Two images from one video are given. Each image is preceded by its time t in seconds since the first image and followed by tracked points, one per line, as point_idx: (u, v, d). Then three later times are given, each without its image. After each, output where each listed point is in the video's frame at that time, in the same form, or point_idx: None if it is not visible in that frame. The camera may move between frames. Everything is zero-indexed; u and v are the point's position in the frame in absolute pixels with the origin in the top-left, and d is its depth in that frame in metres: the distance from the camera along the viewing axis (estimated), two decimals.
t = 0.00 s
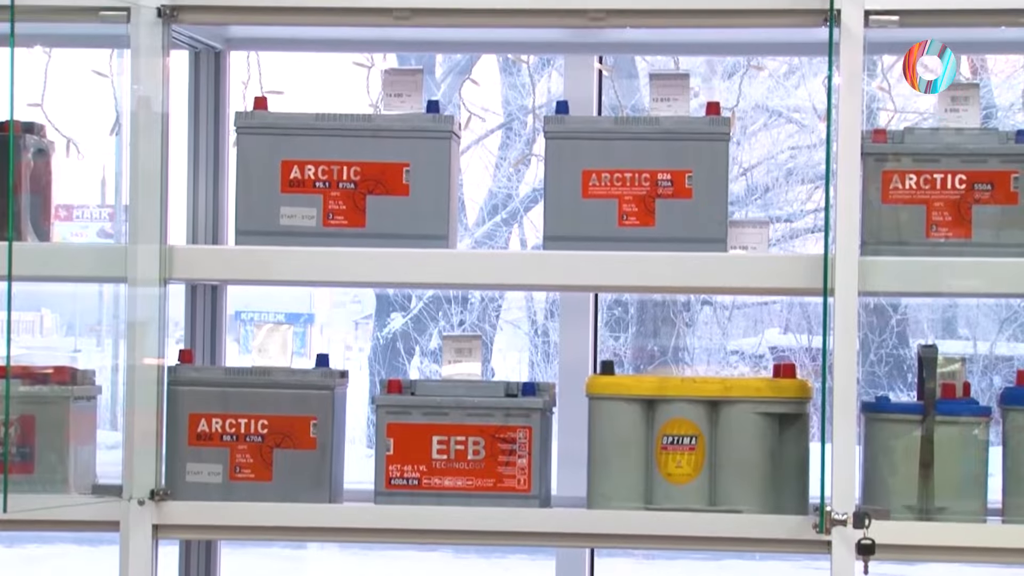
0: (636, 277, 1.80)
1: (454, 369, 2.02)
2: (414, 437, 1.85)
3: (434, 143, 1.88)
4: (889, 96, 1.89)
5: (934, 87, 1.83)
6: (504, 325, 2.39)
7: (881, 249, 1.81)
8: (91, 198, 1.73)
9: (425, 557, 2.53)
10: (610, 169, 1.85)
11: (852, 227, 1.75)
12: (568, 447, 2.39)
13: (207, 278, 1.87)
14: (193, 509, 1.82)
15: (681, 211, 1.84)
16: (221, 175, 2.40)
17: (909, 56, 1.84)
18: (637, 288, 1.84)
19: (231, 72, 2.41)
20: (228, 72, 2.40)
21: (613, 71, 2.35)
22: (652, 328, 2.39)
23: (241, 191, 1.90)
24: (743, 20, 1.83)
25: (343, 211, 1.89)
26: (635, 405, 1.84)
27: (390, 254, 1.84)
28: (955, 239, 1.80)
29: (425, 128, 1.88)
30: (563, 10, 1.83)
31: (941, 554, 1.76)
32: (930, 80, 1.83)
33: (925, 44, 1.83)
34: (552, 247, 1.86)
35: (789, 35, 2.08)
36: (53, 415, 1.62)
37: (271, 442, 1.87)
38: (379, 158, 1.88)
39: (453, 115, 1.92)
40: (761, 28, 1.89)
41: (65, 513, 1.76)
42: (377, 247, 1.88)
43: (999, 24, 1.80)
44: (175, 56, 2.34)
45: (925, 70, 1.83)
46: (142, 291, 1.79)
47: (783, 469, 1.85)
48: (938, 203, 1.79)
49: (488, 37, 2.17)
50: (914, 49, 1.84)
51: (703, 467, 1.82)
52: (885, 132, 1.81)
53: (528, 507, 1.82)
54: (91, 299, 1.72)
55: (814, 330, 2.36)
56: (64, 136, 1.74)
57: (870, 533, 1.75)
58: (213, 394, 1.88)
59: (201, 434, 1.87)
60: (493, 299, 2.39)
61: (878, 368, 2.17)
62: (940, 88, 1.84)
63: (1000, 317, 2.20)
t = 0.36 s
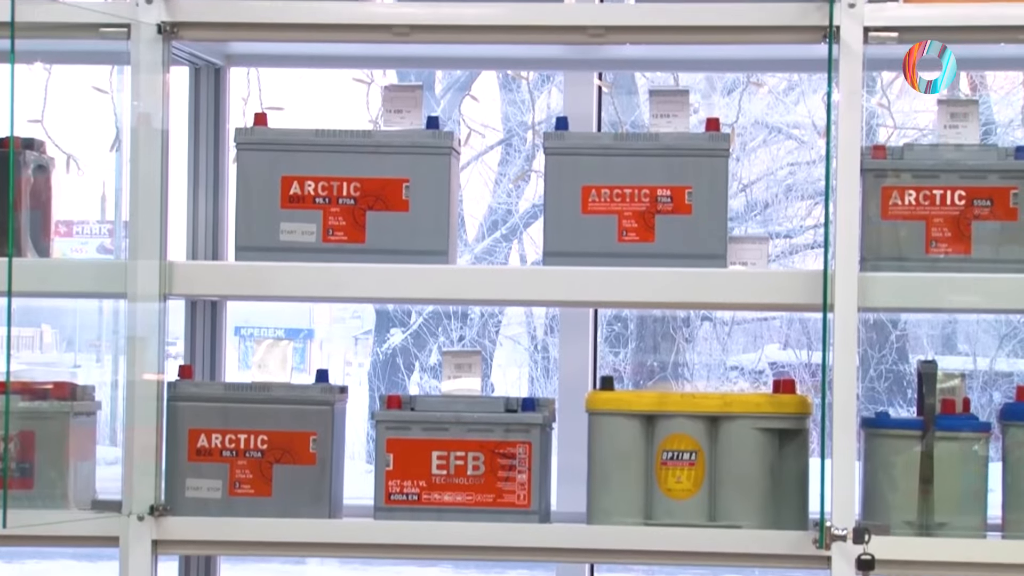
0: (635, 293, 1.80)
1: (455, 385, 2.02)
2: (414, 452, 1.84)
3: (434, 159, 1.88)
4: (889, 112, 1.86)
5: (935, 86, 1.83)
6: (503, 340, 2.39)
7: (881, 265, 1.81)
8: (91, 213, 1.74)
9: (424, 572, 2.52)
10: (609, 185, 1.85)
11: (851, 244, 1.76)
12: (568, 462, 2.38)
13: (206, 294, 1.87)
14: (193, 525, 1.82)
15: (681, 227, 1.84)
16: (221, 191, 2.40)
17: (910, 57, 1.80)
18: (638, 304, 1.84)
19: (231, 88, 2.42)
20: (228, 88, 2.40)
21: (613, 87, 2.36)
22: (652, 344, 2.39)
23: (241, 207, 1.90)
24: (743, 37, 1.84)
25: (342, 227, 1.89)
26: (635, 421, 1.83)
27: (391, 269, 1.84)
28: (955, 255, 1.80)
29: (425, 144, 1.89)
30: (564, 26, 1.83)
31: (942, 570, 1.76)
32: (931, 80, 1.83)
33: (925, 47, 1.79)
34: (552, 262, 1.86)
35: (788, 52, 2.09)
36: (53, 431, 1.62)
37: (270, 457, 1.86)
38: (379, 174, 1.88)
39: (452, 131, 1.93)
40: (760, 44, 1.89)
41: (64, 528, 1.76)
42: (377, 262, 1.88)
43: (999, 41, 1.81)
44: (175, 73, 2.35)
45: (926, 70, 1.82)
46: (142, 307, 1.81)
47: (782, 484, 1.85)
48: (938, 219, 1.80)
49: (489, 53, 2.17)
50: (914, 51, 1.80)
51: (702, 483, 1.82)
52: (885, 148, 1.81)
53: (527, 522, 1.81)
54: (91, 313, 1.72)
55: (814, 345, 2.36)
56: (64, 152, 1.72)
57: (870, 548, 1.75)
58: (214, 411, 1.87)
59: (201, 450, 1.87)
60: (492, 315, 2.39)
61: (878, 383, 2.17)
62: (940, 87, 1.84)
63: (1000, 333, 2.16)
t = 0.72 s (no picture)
0: (634, 311, 1.81)
1: (455, 404, 2.02)
2: (414, 470, 1.84)
3: (434, 177, 1.89)
4: (889, 130, 1.94)
5: (935, 85, 1.76)
6: (503, 358, 2.38)
7: (881, 283, 1.81)
8: (92, 231, 1.74)
9: None
10: (609, 203, 1.85)
11: (851, 262, 1.77)
12: (569, 480, 2.38)
13: (205, 313, 1.87)
14: (193, 543, 1.82)
15: (681, 245, 1.84)
16: (221, 209, 2.41)
17: (909, 56, 1.74)
18: (638, 322, 1.84)
19: (232, 106, 2.42)
20: (228, 106, 2.40)
21: (614, 105, 2.37)
22: (652, 362, 2.38)
23: (241, 226, 1.90)
24: (743, 55, 1.84)
25: (343, 245, 1.89)
26: (635, 439, 1.83)
27: (391, 287, 1.84)
28: (955, 273, 1.80)
29: (425, 161, 1.89)
30: (565, 44, 1.84)
31: None
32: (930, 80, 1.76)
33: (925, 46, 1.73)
34: (552, 280, 1.86)
35: (788, 70, 2.09)
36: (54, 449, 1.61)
37: (271, 475, 1.86)
38: (379, 192, 1.89)
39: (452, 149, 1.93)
40: (760, 62, 1.90)
41: (63, 547, 1.75)
42: (377, 280, 1.88)
43: (999, 59, 1.81)
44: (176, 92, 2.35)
45: (925, 69, 1.74)
46: (142, 324, 1.81)
47: (782, 502, 1.85)
48: (938, 237, 1.80)
49: (489, 71, 2.17)
50: (914, 50, 1.73)
51: (703, 501, 1.81)
52: (885, 166, 1.82)
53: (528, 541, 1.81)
54: (91, 332, 1.72)
55: (814, 363, 2.34)
56: (66, 170, 1.72)
57: (871, 566, 1.75)
58: (214, 428, 1.87)
59: (201, 468, 1.86)
60: (493, 332, 2.37)
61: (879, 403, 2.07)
62: (940, 87, 1.76)
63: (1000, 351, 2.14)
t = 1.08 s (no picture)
0: (634, 331, 1.81)
1: (455, 424, 2.02)
2: (414, 491, 1.84)
3: (434, 198, 1.89)
4: (888, 151, 1.95)
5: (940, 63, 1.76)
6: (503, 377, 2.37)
7: (881, 302, 1.81)
8: (93, 251, 1.74)
9: None
10: (609, 223, 1.86)
11: (851, 281, 1.76)
12: (569, 501, 2.37)
13: (205, 333, 1.88)
14: (193, 564, 1.81)
15: (680, 266, 1.84)
16: (221, 229, 2.41)
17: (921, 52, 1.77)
18: (638, 342, 1.85)
19: (232, 126, 2.42)
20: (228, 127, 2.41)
21: (614, 126, 2.37)
22: (653, 382, 2.38)
23: (242, 246, 1.91)
24: (742, 75, 1.85)
25: (343, 265, 1.89)
26: (635, 459, 1.83)
27: (391, 307, 1.84)
28: (955, 293, 1.80)
29: (425, 181, 1.89)
30: (565, 65, 1.85)
31: None
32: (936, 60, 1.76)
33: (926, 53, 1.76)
34: (552, 300, 1.86)
35: (787, 90, 2.10)
36: (53, 469, 1.60)
37: (270, 496, 1.86)
38: (379, 212, 1.89)
39: (452, 169, 1.93)
40: (759, 83, 1.91)
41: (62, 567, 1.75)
42: (377, 300, 1.88)
43: (999, 79, 1.82)
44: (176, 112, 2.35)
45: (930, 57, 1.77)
46: (142, 344, 1.83)
47: (783, 524, 1.84)
48: (938, 258, 1.80)
49: (490, 91, 2.18)
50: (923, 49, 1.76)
51: (703, 522, 1.81)
52: (885, 187, 1.82)
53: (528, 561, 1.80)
54: (92, 351, 1.72)
55: (815, 383, 2.33)
56: (65, 190, 1.71)
57: None
58: (213, 449, 1.87)
59: (201, 488, 1.86)
60: (493, 353, 2.37)
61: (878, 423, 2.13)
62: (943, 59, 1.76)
63: (1001, 371, 2.13)
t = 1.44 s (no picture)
0: (634, 347, 1.81)
1: (455, 440, 2.02)
2: (414, 508, 1.83)
3: (434, 214, 1.89)
4: (889, 168, 1.94)
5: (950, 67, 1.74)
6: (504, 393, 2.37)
7: (881, 319, 1.82)
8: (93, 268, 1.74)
9: None
10: (609, 240, 1.86)
11: (851, 299, 1.78)
12: (569, 518, 2.37)
13: (205, 349, 1.88)
14: None
15: (681, 283, 1.85)
16: (222, 245, 2.41)
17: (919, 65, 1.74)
18: (638, 359, 1.85)
19: (233, 143, 2.42)
20: (228, 144, 2.41)
21: (614, 142, 2.38)
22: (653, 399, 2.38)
23: (243, 263, 1.91)
24: (741, 92, 1.86)
25: (343, 282, 1.89)
26: (636, 476, 1.83)
27: (392, 323, 1.84)
28: (955, 310, 1.80)
29: (426, 198, 1.90)
30: (565, 82, 1.85)
31: None
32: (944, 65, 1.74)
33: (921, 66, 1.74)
34: (552, 317, 1.87)
35: (787, 107, 2.11)
36: (53, 485, 1.60)
37: (271, 512, 1.85)
38: (379, 229, 1.89)
39: (452, 186, 1.94)
40: (759, 100, 1.91)
41: None
42: (377, 317, 1.88)
43: (999, 96, 1.82)
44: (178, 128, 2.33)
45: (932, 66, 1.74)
46: (142, 361, 1.83)
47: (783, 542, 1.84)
48: (938, 274, 1.80)
49: (490, 108, 2.19)
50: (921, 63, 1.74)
51: (703, 539, 1.80)
52: (885, 204, 1.82)
53: None
54: (92, 368, 1.72)
55: (816, 401, 2.33)
56: (67, 208, 1.70)
57: None
58: (214, 465, 1.87)
59: (201, 505, 1.86)
60: (493, 369, 2.37)
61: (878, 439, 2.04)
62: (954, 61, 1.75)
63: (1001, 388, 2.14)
